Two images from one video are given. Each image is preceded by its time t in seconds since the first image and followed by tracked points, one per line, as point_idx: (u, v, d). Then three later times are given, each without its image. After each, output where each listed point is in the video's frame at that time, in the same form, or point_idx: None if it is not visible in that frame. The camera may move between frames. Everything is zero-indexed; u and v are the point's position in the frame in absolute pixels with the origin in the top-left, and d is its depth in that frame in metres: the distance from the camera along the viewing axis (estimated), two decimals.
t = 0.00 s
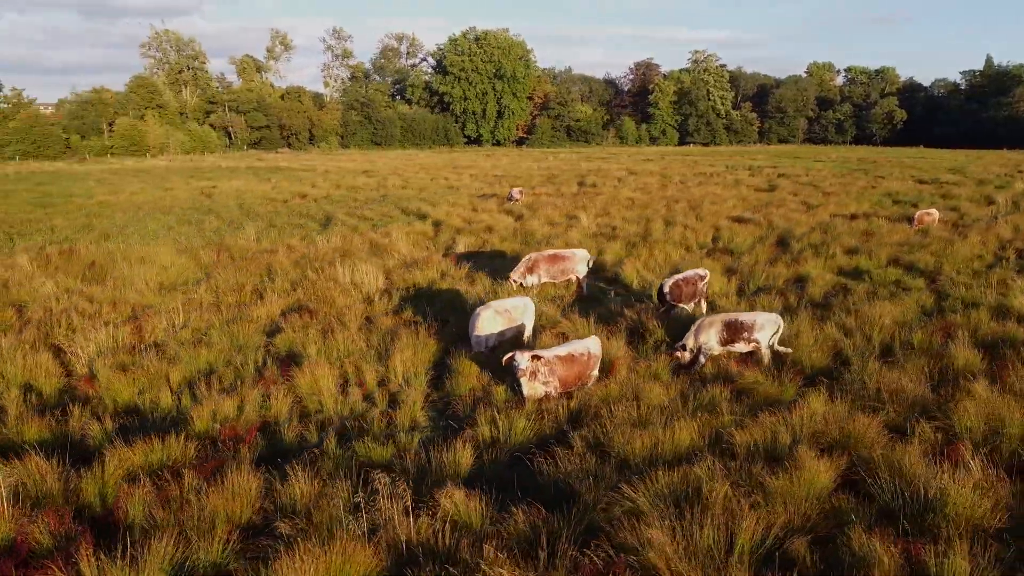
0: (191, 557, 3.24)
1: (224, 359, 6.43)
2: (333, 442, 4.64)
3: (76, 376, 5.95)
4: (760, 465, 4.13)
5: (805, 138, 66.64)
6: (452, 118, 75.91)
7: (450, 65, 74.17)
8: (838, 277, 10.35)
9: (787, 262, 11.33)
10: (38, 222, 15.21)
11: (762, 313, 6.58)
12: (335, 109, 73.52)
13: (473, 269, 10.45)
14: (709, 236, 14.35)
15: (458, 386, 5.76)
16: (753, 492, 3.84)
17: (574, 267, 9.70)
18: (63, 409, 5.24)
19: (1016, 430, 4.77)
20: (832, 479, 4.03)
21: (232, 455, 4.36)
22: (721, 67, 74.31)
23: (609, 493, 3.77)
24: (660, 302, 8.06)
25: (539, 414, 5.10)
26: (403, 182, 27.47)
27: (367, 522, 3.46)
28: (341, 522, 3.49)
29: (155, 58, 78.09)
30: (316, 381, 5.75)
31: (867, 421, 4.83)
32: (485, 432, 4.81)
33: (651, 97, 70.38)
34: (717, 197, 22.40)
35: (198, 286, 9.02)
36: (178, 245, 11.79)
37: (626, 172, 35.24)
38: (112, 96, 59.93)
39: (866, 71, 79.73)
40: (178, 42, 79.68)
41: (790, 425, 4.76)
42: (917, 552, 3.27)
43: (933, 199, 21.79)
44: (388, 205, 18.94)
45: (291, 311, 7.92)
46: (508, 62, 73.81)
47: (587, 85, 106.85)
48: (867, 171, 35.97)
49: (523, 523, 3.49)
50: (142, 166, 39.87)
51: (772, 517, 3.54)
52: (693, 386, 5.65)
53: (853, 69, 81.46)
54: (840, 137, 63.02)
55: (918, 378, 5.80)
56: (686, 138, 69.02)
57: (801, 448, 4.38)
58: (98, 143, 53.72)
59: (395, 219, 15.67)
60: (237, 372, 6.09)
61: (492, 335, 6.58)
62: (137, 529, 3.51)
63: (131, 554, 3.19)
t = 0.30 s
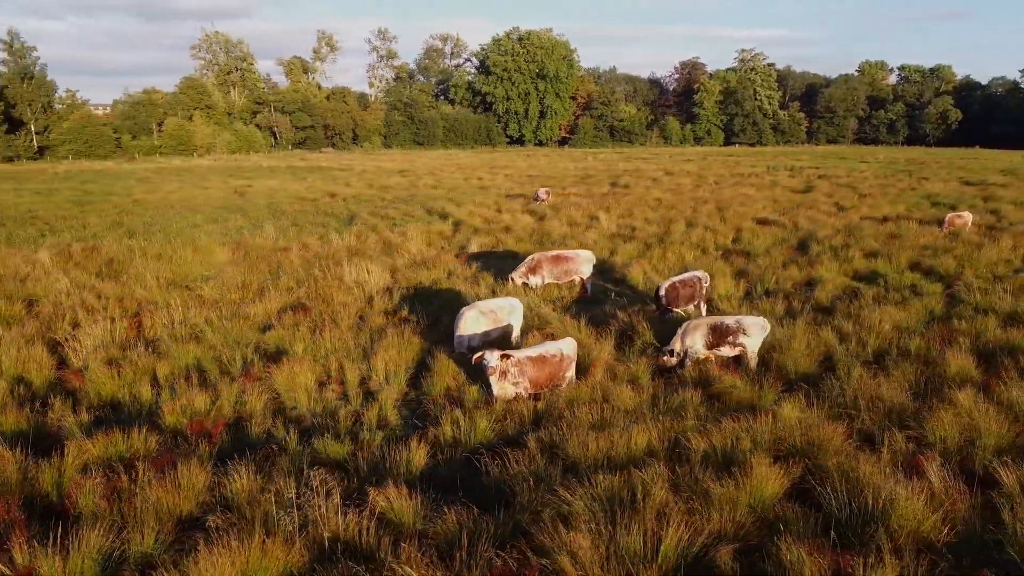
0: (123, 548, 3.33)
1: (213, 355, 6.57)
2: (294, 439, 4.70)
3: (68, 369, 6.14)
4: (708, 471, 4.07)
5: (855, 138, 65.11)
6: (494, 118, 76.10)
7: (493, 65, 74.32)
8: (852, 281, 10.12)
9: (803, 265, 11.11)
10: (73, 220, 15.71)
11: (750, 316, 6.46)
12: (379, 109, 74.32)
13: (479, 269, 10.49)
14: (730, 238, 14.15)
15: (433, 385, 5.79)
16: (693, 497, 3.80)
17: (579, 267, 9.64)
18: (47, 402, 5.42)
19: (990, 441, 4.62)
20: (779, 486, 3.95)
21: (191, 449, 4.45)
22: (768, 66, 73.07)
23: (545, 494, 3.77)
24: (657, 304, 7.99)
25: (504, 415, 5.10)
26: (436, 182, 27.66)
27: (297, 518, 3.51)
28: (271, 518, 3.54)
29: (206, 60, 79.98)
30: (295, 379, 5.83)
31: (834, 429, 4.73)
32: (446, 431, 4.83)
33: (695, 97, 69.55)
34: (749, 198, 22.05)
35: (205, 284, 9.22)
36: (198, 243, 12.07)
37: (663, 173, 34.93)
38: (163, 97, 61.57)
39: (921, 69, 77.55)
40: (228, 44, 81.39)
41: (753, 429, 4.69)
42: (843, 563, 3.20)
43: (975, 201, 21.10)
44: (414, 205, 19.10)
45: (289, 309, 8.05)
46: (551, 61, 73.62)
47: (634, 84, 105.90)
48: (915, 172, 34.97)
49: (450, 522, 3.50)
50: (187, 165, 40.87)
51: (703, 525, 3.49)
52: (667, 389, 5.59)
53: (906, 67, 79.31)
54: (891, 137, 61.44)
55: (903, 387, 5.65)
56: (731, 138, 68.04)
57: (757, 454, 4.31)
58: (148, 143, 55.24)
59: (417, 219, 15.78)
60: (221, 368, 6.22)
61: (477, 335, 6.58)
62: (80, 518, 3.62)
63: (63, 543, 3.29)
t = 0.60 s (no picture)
0: (59, 536, 3.43)
1: (204, 350, 6.73)
2: (258, 435, 4.80)
3: (63, 361, 6.35)
4: (653, 475, 4.04)
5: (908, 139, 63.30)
6: (538, 118, 76.01)
7: (537, 66, 74.23)
8: (866, 285, 9.88)
9: (818, 268, 10.88)
10: (108, 217, 16.21)
11: (734, 319, 6.38)
12: (423, 109, 74.95)
13: (487, 269, 10.53)
14: (752, 240, 13.92)
15: (410, 383, 5.84)
16: (630, 501, 3.76)
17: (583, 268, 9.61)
18: (34, 392, 5.61)
19: (958, 452, 4.48)
20: (722, 492, 3.90)
21: (153, 441, 4.57)
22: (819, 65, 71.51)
23: (481, 494, 3.76)
24: (653, 306, 7.93)
25: (469, 414, 5.12)
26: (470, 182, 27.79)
27: (232, 511, 3.58)
28: (206, 511, 3.62)
29: (255, 62, 81.69)
30: (274, 376, 5.94)
31: (797, 436, 4.64)
32: (407, 430, 4.87)
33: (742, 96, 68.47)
34: (782, 199, 21.67)
35: (215, 281, 9.45)
36: (218, 241, 12.36)
37: (702, 174, 34.54)
38: (213, 98, 63.06)
39: (981, 68, 74.99)
40: (277, 46, 82.91)
41: (712, 434, 4.62)
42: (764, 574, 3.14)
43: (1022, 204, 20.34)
44: (441, 205, 19.22)
45: (288, 306, 8.20)
46: (596, 61, 72.91)
47: (682, 84, 104.60)
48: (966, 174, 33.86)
49: (378, 519, 3.54)
50: (233, 165, 41.82)
51: (631, 529, 3.45)
52: (639, 392, 5.55)
53: (965, 66, 76.80)
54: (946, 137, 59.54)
55: (884, 394, 5.50)
56: (780, 139, 66.78)
57: (708, 459, 4.25)
58: (197, 143, 56.63)
59: (439, 219, 15.90)
60: (209, 363, 6.37)
61: (461, 335, 6.62)
62: (28, 504, 3.74)
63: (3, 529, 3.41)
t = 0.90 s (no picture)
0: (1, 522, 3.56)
1: (197, 345, 6.90)
2: (223, 429, 4.90)
3: (60, 354, 6.58)
4: (596, 478, 4.01)
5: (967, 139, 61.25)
6: (583, 119, 75.57)
7: (583, 65, 73.91)
8: (879, 289, 9.62)
9: (832, 272, 10.63)
10: (142, 215, 16.71)
11: (718, 322, 6.28)
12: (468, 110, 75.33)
13: (494, 270, 10.56)
14: (774, 243, 13.66)
15: (386, 381, 5.90)
16: (565, 504, 3.74)
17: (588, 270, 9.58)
18: (25, 383, 5.83)
19: (920, 463, 4.35)
20: (660, 497, 3.86)
21: (119, 433, 4.70)
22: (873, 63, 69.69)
23: (416, 493, 3.78)
24: (649, 308, 7.86)
25: (434, 413, 5.16)
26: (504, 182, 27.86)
27: (169, 503, 3.66)
28: (147, 504, 3.70)
29: (304, 63, 83.17)
30: (255, 372, 6.05)
31: (755, 442, 4.56)
32: (368, 428, 4.92)
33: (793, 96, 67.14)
34: (819, 201, 21.22)
35: (225, 278, 9.66)
36: (238, 239, 12.65)
37: (743, 175, 34.01)
38: (262, 99, 64.35)
39: None
40: (325, 47, 84.26)
41: (668, 436, 4.57)
42: None
43: None
44: (467, 205, 19.31)
45: (288, 303, 8.35)
46: (643, 60, 71.25)
47: (732, 83, 102.82)
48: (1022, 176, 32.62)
49: (309, 515, 3.59)
50: (276, 164, 42.63)
51: (554, 531, 3.44)
52: (610, 394, 5.52)
53: None
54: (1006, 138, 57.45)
55: (862, 401, 5.37)
56: (830, 139, 65.24)
57: (656, 463, 4.20)
58: (245, 143, 57.90)
59: (461, 219, 15.99)
60: (197, 359, 6.52)
61: (445, 334, 6.66)
62: None
63: None
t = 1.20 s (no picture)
0: None
1: (192, 340, 7.07)
2: (190, 423, 5.02)
3: (59, 345, 6.81)
4: (535, 480, 4.00)
5: None
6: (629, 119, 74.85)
7: (630, 65, 73.40)
8: (893, 294, 9.35)
9: (849, 276, 10.37)
10: (176, 213, 17.20)
11: (699, 325, 6.22)
12: (513, 110, 75.53)
13: (503, 270, 10.56)
14: (797, 245, 13.39)
15: (362, 380, 5.97)
16: (496, 505, 3.74)
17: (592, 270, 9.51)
18: (18, 373, 6.06)
19: (877, 473, 4.23)
20: (595, 499, 3.83)
21: (89, 424, 4.85)
22: (932, 61, 67.58)
23: (351, 491, 3.82)
24: (644, 311, 7.79)
25: (399, 410, 5.20)
26: (540, 182, 27.85)
27: (109, 492, 3.76)
28: (91, 494, 3.81)
29: (353, 64, 84.43)
30: (238, 367, 6.19)
31: (710, 448, 4.49)
32: (329, 424, 4.98)
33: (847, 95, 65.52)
34: (858, 203, 20.67)
35: (237, 274, 9.87)
36: (259, 237, 12.92)
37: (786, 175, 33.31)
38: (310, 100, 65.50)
39: None
40: (374, 48, 85.40)
41: (620, 439, 4.53)
42: None
43: None
44: (495, 205, 19.36)
45: (290, 300, 8.49)
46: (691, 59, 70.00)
47: (787, 82, 100.61)
48: None
49: (240, 509, 3.65)
50: (320, 164, 43.33)
51: (477, 531, 3.44)
52: (580, 395, 5.49)
53: None
54: None
55: (836, 409, 5.24)
56: (885, 139, 63.40)
57: (601, 467, 4.17)
58: (293, 143, 59.05)
59: (484, 219, 16.03)
60: (188, 352, 6.68)
61: (429, 334, 6.71)
62: None
63: None
